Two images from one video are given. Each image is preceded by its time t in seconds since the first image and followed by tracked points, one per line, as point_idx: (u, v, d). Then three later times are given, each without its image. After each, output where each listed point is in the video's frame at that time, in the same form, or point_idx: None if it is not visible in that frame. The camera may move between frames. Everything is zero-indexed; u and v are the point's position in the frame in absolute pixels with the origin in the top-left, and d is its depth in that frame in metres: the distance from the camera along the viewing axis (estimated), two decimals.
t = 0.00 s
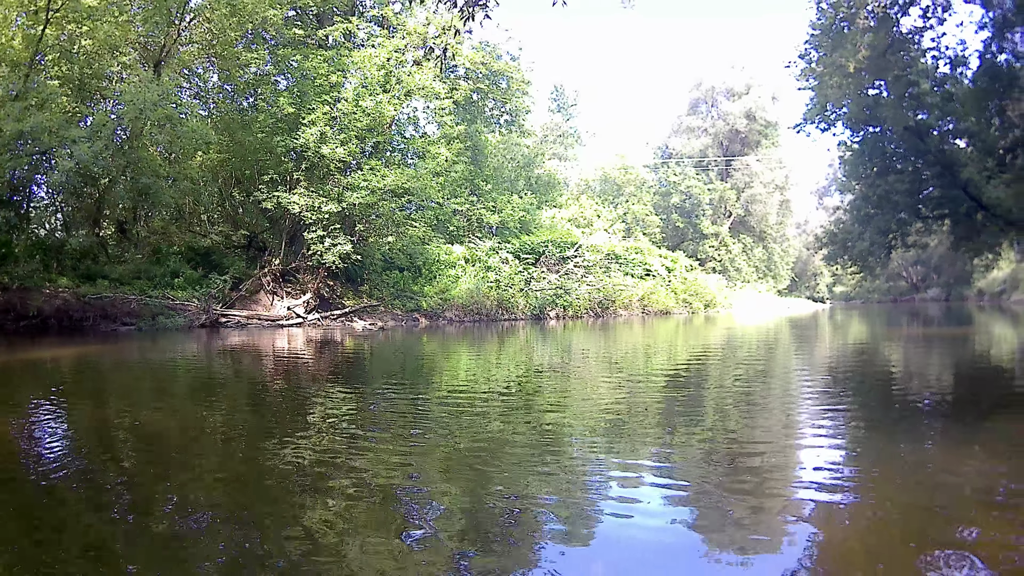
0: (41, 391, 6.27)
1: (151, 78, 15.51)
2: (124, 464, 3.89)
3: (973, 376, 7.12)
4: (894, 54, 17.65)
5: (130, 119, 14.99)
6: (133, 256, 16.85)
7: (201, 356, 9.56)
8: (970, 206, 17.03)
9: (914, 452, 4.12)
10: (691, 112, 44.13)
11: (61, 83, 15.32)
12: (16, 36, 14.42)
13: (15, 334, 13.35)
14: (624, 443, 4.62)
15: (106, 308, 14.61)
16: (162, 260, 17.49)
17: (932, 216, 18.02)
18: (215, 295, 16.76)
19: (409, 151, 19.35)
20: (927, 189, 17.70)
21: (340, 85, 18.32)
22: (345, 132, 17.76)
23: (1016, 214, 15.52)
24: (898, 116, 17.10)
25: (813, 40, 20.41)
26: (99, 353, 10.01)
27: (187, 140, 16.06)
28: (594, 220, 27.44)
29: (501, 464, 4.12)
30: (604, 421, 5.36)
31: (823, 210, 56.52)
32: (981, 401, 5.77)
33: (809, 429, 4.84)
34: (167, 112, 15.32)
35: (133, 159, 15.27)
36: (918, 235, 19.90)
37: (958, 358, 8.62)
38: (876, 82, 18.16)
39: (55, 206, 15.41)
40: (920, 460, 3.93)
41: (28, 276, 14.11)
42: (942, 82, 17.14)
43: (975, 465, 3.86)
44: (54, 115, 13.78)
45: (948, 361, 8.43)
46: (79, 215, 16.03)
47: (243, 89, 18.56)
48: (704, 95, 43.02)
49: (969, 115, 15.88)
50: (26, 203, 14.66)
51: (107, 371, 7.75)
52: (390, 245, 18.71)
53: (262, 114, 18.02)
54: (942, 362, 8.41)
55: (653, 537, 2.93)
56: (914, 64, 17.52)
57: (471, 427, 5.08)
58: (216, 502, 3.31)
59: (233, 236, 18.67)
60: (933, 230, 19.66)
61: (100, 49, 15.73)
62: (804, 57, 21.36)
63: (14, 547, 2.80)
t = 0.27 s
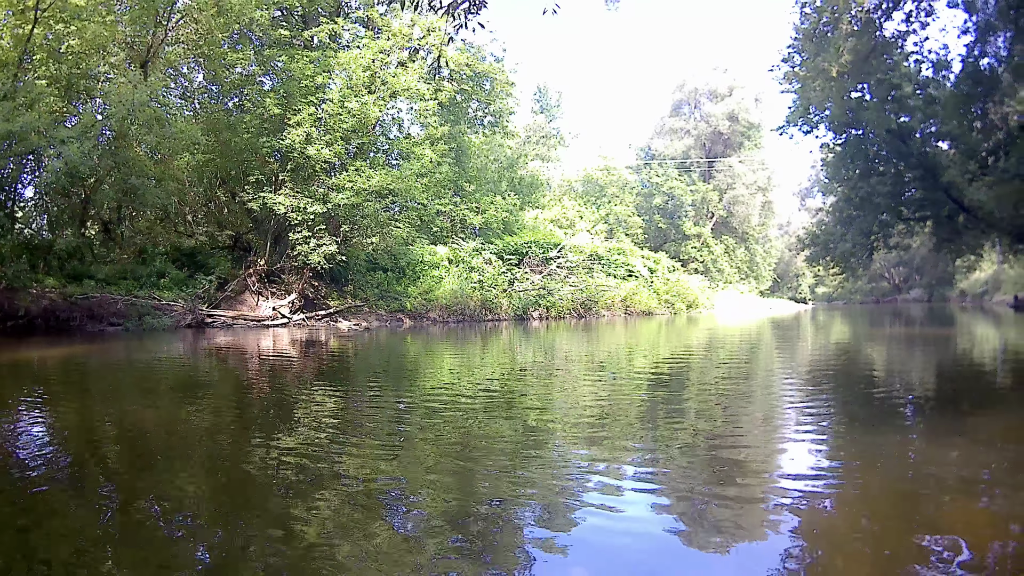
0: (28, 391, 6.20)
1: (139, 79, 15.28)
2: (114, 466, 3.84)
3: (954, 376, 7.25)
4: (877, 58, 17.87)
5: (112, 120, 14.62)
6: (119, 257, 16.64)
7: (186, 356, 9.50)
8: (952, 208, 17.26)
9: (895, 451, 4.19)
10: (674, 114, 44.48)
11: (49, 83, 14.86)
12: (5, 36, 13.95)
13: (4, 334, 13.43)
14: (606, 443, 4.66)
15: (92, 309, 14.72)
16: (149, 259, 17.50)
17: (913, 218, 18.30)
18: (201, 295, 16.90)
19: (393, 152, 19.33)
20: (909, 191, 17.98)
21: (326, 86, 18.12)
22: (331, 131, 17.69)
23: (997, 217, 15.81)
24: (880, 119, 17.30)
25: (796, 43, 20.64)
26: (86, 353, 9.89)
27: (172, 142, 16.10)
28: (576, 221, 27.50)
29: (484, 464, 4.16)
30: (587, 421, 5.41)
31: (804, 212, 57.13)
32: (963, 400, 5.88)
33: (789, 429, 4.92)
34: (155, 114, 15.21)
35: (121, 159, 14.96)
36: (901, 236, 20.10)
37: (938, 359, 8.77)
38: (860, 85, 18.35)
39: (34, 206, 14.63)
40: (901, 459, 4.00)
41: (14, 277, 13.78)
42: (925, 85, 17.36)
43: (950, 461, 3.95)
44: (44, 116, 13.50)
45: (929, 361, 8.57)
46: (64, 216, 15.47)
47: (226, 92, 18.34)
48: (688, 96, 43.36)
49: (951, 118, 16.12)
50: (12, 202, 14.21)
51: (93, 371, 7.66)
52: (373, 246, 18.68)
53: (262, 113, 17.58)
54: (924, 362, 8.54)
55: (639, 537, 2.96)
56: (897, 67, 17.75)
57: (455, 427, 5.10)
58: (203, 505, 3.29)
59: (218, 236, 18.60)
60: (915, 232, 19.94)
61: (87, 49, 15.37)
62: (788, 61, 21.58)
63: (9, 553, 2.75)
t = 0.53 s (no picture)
0: (21, 391, 6.16)
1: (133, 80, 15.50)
2: (110, 466, 3.82)
3: (943, 375, 7.34)
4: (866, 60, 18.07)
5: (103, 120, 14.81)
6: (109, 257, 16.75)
7: (180, 356, 9.50)
8: (941, 209, 17.45)
9: (884, 449, 4.23)
10: (663, 114, 44.88)
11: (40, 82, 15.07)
12: None
13: None
14: (593, 443, 4.69)
15: (85, 308, 14.41)
16: (139, 260, 17.36)
17: (902, 218, 18.46)
18: (193, 295, 16.77)
19: (382, 153, 19.36)
20: (897, 192, 18.16)
21: (316, 87, 18.14)
22: (321, 131, 17.70)
23: (985, 217, 16.01)
24: (869, 120, 17.46)
25: (786, 45, 20.80)
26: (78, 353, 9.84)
27: (166, 142, 16.15)
28: (565, 221, 27.56)
29: (471, 463, 4.20)
30: (575, 421, 5.44)
31: (793, 213, 57.36)
32: (951, 398, 5.97)
33: (777, 428, 4.97)
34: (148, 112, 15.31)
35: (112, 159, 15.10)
36: (890, 237, 20.24)
37: (926, 358, 8.86)
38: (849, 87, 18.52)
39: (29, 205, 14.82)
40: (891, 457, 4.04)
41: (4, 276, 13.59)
42: (914, 87, 17.56)
43: (933, 456, 4.03)
44: (38, 115, 13.70)
45: (918, 361, 8.66)
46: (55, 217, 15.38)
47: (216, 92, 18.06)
48: (677, 96, 43.65)
49: (941, 119, 16.31)
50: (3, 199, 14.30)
51: (85, 371, 7.62)
52: (362, 247, 18.65)
53: (245, 116, 17.53)
54: (913, 361, 8.63)
55: (630, 532, 3.00)
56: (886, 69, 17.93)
57: (444, 427, 5.12)
58: (197, 504, 3.29)
59: (209, 238, 18.89)
60: (904, 233, 20.13)
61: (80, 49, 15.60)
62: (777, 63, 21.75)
63: (12, 555, 2.73)
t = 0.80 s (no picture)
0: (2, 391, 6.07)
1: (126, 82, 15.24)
2: (98, 468, 3.77)
3: (919, 375, 7.51)
4: (845, 65, 18.18)
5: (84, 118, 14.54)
6: (92, 256, 16.00)
7: (160, 356, 9.37)
8: (918, 211, 18.06)
9: (861, 450, 4.33)
10: (642, 115, 45.31)
11: (24, 80, 15.08)
12: None
13: None
14: (571, 442, 4.74)
15: (67, 308, 14.74)
16: (123, 259, 16.80)
17: (879, 220, 18.80)
18: (176, 294, 16.79)
19: (363, 154, 19.32)
20: (874, 195, 18.50)
21: (298, 87, 18.11)
22: (301, 131, 17.65)
23: (961, 219, 16.37)
24: (847, 124, 17.73)
25: (765, 49, 21.04)
26: (59, 353, 9.68)
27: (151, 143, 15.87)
28: (543, 222, 27.62)
29: (452, 463, 4.23)
30: (553, 421, 5.50)
31: (770, 215, 58.12)
32: (927, 399, 6.11)
33: (755, 428, 5.05)
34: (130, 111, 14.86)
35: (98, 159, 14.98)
36: (867, 239, 20.56)
37: (901, 359, 9.04)
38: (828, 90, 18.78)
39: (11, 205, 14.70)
40: (868, 457, 4.13)
41: None
42: (892, 91, 17.89)
43: (904, 457, 4.14)
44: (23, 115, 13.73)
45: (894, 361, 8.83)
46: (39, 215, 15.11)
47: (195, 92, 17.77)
48: (655, 98, 44.15)
49: (919, 123, 16.61)
50: None
51: (66, 371, 7.50)
52: (342, 248, 18.57)
53: (219, 116, 17.22)
54: (890, 362, 8.80)
55: (612, 533, 3.04)
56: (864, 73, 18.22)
57: (425, 426, 5.14)
58: (184, 507, 3.26)
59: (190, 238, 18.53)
60: (880, 235, 20.49)
61: (63, 48, 15.57)
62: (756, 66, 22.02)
63: (10, 560, 2.68)
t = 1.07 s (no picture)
0: None
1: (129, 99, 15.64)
2: (93, 468, 3.75)
3: (900, 375, 7.62)
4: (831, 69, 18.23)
5: (75, 118, 14.72)
6: (80, 255, 16.14)
7: (147, 356, 9.27)
8: (901, 213, 18.34)
9: (843, 448, 4.39)
10: (626, 117, 45.43)
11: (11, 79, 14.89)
12: None
13: None
14: (555, 442, 4.77)
15: (55, 308, 14.46)
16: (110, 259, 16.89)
17: (862, 222, 19.04)
18: (164, 294, 16.67)
19: (348, 154, 19.17)
20: (857, 197, 18.74)
21: (285, 88, 17.97)
22: (288, 132, 17.51)
23: (943, 221, 16.65)
24: (831, 126, 17.94)
25: (750, 52, 21.24)
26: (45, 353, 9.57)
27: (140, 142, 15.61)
28: (527, 223, 27.69)
29: (440, 462, 4.27)
30: (538, 421, 5.53)
31: (752, 216, 58.63)
32: (910, 397, 6.22)
33: (739, 427, 5.13)
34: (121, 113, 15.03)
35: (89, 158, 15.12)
36: (850, 241, 20.81)
37: (883, 358, 9.20)
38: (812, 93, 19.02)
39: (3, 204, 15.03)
40: (850, 455, 4.20)
41: None
42: (875, 94, 18.12)
43: (883, 454, 4.23)
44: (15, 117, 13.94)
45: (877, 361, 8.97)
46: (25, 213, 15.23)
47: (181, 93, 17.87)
48: (640, 99, 44.26)
49: (903, 125, 16.87)
50: None
51: (50, 371, 7.41)
52: (326, 248, 18.47)
53: (203, 117, 17.24)
54: (873, 362, 8.95)
55: (599, 530, 3.09)
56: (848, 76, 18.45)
57: (410, 427, 5.14)
58: (177, 506, 3.26)
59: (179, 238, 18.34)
60: (863, 237, 20.74)
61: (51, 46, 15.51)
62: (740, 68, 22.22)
63: (16, 560, 2.67)
